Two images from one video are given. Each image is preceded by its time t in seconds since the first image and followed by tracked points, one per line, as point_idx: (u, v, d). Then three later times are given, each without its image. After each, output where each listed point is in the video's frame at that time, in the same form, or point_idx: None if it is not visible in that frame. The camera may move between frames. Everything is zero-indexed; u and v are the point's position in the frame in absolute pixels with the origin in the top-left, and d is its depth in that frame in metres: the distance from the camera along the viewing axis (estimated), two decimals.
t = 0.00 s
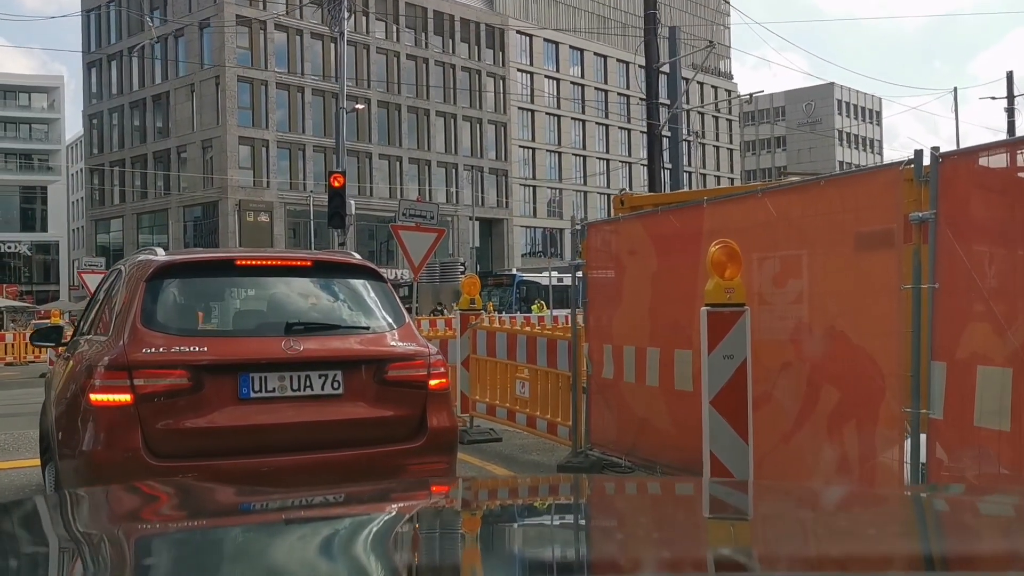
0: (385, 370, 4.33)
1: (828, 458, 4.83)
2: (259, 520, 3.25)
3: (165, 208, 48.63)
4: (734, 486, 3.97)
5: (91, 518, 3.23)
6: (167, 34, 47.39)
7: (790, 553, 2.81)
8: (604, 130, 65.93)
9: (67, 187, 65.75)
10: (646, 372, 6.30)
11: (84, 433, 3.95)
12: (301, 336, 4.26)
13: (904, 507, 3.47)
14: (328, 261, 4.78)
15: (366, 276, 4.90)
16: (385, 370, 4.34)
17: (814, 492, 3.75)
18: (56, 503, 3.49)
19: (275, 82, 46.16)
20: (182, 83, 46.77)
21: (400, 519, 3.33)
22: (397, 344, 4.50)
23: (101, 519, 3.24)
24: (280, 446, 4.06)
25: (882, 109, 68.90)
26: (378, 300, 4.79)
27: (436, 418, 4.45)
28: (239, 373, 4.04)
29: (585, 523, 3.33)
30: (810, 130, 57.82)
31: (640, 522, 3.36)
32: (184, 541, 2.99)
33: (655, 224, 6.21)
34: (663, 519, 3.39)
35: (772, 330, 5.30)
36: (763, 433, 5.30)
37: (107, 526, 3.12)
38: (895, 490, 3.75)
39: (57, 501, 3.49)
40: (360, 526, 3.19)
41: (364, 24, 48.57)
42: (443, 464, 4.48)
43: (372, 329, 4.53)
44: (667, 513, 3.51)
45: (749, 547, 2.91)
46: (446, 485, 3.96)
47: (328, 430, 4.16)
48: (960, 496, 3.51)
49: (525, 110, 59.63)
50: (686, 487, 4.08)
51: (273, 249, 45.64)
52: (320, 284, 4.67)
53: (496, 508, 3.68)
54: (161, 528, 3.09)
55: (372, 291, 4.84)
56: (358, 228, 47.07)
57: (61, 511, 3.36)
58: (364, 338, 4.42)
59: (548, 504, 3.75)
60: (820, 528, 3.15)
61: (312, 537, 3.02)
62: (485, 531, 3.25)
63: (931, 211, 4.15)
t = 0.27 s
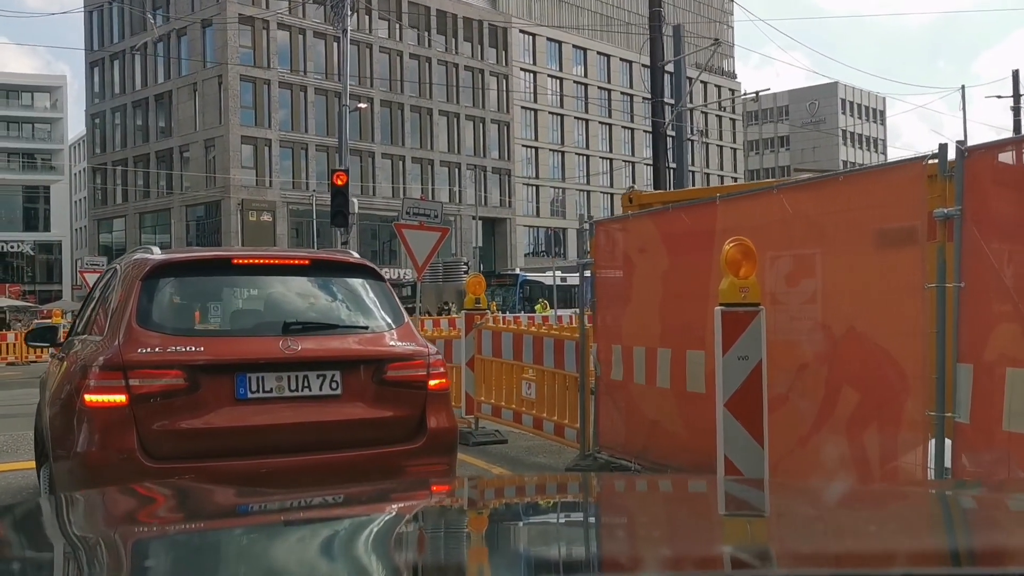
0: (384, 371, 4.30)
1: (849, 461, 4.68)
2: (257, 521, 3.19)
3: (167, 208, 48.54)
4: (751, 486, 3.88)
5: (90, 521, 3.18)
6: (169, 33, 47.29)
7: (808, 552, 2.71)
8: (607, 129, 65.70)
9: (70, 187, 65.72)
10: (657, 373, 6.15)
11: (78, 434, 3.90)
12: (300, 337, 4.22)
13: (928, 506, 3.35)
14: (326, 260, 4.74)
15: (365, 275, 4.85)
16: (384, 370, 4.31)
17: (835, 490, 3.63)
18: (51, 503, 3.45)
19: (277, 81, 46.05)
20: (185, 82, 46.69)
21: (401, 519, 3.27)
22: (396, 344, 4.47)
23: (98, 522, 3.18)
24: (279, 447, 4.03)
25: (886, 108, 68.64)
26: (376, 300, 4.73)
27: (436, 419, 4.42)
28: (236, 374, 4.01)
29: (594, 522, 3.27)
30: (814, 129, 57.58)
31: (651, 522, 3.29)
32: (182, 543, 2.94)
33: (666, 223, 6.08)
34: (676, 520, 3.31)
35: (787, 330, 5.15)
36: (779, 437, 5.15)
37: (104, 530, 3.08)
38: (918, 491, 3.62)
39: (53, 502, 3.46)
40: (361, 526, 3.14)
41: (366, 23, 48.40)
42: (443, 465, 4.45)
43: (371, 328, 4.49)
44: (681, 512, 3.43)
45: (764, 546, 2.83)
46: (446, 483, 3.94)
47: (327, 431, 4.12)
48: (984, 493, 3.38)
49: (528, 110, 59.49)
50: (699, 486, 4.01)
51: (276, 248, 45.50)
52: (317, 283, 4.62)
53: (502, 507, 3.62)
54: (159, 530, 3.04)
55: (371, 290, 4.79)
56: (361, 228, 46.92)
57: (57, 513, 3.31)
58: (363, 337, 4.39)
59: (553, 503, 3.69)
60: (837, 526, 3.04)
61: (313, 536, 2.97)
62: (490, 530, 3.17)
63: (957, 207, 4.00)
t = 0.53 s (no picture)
0: (381, 373, 4.22)
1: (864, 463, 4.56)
2: (251, 518, 3.13)
3: (169, 208, 48.52)
4: (759, 484, 3.81)
5: (87, 522, 3.13)
6: (171, 33, 47.24)
7: (814, 550, 2.65)
8: (609, 129, 65.55)
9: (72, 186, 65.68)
10: (664, 375, 6.04)
11: (70, 438, 3.81)
12: (296, 339, 4.14)
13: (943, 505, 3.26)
14: (324, 261, 4.64)
15: (363, 276, 4.75)
16: (382, 373, 4.22)
17: (848, 486, 3.54)
18: (41, 506, 3.35)
19: (279, 81, 46.01)
20: (187, 82, 46.67)
21: (399, 517, 3.20)
22: (394, 345, 4.38)
23: (92, 520, 3.14)
24: (277, 450, 3.94)
25: (888, 108, 68.47)
26: (375, 300, 4.64)
27: (435, 422, 4.34)
28: (231, 376, 3.92)
29: (595, 521, 3.21)
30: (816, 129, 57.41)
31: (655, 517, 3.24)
32: (176, 541, 2.89)
33: (672, 222, 5.96)
34: (682, 518, 3.24)
35: (796, 331, 5.04)
36: (790, 441, 5.04)
37: (99, 528, 3.03)
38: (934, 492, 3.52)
39: (44, 505, 3.37)
40: (359, 523, 3.08)
41: (368, 23, 48.31)
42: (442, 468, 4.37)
43: (369, 329, 4.40)
44: (688, 509, 3.35)
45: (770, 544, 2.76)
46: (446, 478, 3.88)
47: (323, 436, 4.04)
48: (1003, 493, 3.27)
49: (530, 110, 59.42)
50: (706, 483, 3.93)
51: (277, 248, 45.45)
52: (314, 284, 4.52)
53: (503, 504, 3.55)
54: (154, 530, 2.97)
55: (369, 291, 4.69)
56: (363, 228, 46.83)
57: (50, 515, 3.24)
58: (361, 338, 4.30)
59: (557, 501, 3.61)
60: (846, 526, 2.97)
61: (309, 534, 2.91)
62: (489, 527, 3.12)
63: (975, 206, 3.89)
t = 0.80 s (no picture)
0: (383, 376, 4.13)
1: (879, 465, 4.46)
2: (251, 517, 3.06)
3: (171, 207, 48.47)
4: (771, 483, 3.73)
5: (86, 521, 3.06)
6: (173, 32, 47.19)
7: (826, 547, 2.58)
8: (612, 129, 65.40)
9: (74, 185, 65.62)
10: (672, 377, 5.94)
11: (66, 441, 3.72)
12: (296, 340, 4.04)
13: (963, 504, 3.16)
14: (325, 260, 4.53)
15: (364, 276, 4.65)
16: (383, 375, 4.13)
17: (861, 488, 3.47)
18: (35, 509, 3.26)
19: (281, 80, 45.92)
20: (189, 81, 46.62)
21: (402, 515, 3.14)
22: (395, 346, 4.28)
23: (89, 519, 3.07)
24: (277, 453, 3.85)
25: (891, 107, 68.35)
26: (376, 301, 4.54)
27: (437, 425, 4.25)
28: (230, 378, 3.82)
29: (603, 518, 3.14)
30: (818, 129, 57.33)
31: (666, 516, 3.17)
32: (176, 541, 2.82)
33: (680, 221, 5.86)
34: (695, 518, 3.17)
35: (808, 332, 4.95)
36: (802, 444, 4.94)
37: (97, 527, 2.97)
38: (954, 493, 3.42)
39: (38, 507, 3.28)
40: (360, 522, 3.01)
41: (370, 23, 48.24)
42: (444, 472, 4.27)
43: (370, 331, 4.29)
44: (700, 510, 3.28)
45: (782, 543, 2.70)
46: (450, 478, 3.80)
47: (324, 438, 3.95)
48: None
49: (532, 109, 59.36)
50: (716, 482, 3.86)
51: (279, 247, 45.37)
52: (315, 285, 4.42)
53: (508, 502, 3.48)
54: (152, 530, 2.90)
55: (370, 291, 4.59)
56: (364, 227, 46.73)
57: (46, 515, 3.16)
58: (362, 340, 4.20)
59: (564, 500, 3.53)
60: (858, 526, 2.91)
61: (311, 534, 2.84)
62: (495, 524, 3.05)
63: (996, 203, 3.80)
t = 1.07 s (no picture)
0: (384, 376, 4.03)
1: (895, 466, 4.36)
2: (250, 518, 2.99)
3: (174, 207, 48.41)
4: (784, 483, 3.65)
5: (81, 521, 2.98)
6: (176, 31, 47.13)
7: (836, 548, 2.54)
8: (615, 128, 65.20)
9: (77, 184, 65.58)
10: (681, 378, 5.83)
11: (61, 444, 3.62)
12: (295, 339, 3.94)
13: (984, 504, 3.08)
14: (324, 258, 4.43)
15: (365, 274, 4.54)
16: (384, 375, 4.03)
17: (876, 489, 3.39)
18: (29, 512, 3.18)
19: (284, 79, 45.79)
20: (192, 81, 46.52)
21: (404, 516, 3.07)
22: (397, 346, 4.18)
23: (85, 519, 2.99)
24: (277, 454, 3.75)
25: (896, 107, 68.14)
26: (378, 300, 4.43)
27: (439, 426, 4.14)
28: (229, 378, 3.72)
29: (610, 518, 3.08)
30: (823, 128, 57.13)
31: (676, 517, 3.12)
32: (175, 541, 2.76)
33: (688, 219, 5.75)
34: (706, 519, 3.10)
35: (821, 332, 4.83)
36: (814, 445, 4.83)
37: (94, 528, 2.89)
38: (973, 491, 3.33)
39: (30, 508, 3.19)
40: (361, 523, 2.95)
41: (373, 22, 48.12)
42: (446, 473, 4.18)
43: (371, 330, 4.19)
44: (713, 511, 3.20)
45: (792, 542, 2.67)
46: (455, 478, 3.71)
47: (324, 440, 3.84)
48: None
49: (536, 108, 59.23)
50: (727, 482, 3.78)
51: (282, 246, 45.27)
52: (314, 284, 4.32)
53: (513, 503, 3.40)
54: (153, 530, 2.85)
55: (371, 290, 4.48)
56: (368, 227, 46.62)
57: (41, 517, 3.08)
58: (362, 340, 4.10)
59: (571, 499, 3.45)
60: (869, 526, 2.86)
61: (312, 534, 2.78)
62: (500, 524, 2.98)
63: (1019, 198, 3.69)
